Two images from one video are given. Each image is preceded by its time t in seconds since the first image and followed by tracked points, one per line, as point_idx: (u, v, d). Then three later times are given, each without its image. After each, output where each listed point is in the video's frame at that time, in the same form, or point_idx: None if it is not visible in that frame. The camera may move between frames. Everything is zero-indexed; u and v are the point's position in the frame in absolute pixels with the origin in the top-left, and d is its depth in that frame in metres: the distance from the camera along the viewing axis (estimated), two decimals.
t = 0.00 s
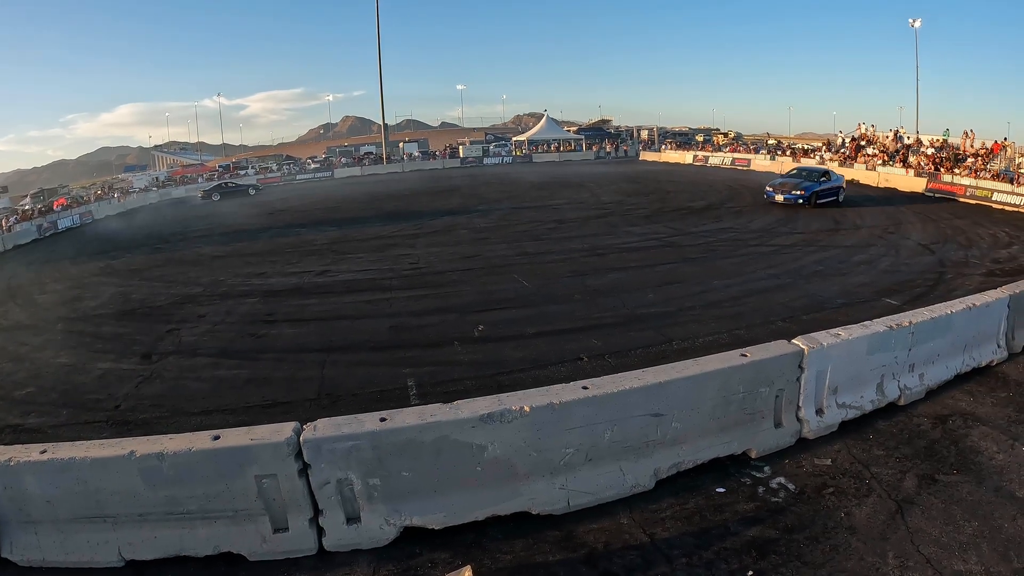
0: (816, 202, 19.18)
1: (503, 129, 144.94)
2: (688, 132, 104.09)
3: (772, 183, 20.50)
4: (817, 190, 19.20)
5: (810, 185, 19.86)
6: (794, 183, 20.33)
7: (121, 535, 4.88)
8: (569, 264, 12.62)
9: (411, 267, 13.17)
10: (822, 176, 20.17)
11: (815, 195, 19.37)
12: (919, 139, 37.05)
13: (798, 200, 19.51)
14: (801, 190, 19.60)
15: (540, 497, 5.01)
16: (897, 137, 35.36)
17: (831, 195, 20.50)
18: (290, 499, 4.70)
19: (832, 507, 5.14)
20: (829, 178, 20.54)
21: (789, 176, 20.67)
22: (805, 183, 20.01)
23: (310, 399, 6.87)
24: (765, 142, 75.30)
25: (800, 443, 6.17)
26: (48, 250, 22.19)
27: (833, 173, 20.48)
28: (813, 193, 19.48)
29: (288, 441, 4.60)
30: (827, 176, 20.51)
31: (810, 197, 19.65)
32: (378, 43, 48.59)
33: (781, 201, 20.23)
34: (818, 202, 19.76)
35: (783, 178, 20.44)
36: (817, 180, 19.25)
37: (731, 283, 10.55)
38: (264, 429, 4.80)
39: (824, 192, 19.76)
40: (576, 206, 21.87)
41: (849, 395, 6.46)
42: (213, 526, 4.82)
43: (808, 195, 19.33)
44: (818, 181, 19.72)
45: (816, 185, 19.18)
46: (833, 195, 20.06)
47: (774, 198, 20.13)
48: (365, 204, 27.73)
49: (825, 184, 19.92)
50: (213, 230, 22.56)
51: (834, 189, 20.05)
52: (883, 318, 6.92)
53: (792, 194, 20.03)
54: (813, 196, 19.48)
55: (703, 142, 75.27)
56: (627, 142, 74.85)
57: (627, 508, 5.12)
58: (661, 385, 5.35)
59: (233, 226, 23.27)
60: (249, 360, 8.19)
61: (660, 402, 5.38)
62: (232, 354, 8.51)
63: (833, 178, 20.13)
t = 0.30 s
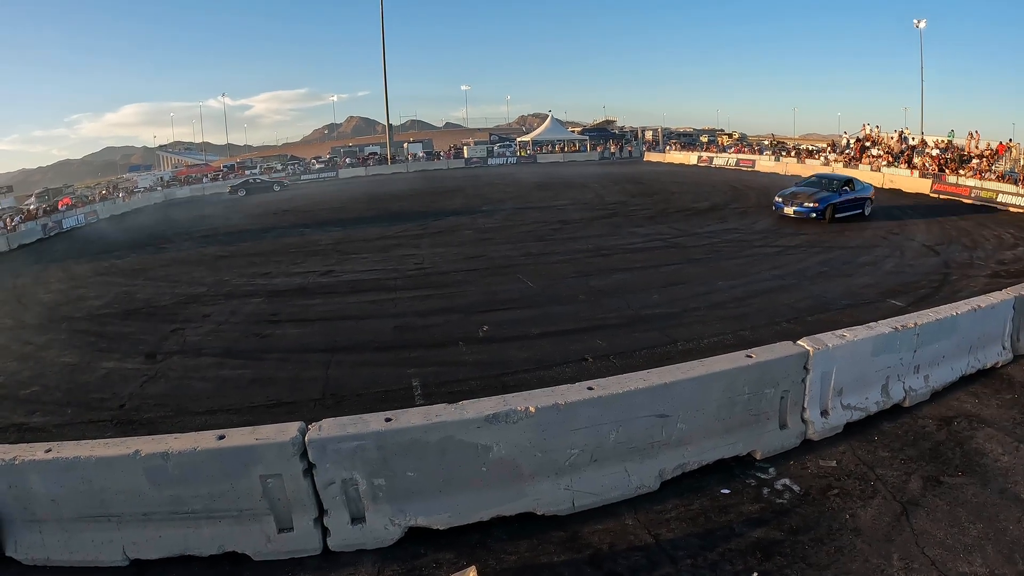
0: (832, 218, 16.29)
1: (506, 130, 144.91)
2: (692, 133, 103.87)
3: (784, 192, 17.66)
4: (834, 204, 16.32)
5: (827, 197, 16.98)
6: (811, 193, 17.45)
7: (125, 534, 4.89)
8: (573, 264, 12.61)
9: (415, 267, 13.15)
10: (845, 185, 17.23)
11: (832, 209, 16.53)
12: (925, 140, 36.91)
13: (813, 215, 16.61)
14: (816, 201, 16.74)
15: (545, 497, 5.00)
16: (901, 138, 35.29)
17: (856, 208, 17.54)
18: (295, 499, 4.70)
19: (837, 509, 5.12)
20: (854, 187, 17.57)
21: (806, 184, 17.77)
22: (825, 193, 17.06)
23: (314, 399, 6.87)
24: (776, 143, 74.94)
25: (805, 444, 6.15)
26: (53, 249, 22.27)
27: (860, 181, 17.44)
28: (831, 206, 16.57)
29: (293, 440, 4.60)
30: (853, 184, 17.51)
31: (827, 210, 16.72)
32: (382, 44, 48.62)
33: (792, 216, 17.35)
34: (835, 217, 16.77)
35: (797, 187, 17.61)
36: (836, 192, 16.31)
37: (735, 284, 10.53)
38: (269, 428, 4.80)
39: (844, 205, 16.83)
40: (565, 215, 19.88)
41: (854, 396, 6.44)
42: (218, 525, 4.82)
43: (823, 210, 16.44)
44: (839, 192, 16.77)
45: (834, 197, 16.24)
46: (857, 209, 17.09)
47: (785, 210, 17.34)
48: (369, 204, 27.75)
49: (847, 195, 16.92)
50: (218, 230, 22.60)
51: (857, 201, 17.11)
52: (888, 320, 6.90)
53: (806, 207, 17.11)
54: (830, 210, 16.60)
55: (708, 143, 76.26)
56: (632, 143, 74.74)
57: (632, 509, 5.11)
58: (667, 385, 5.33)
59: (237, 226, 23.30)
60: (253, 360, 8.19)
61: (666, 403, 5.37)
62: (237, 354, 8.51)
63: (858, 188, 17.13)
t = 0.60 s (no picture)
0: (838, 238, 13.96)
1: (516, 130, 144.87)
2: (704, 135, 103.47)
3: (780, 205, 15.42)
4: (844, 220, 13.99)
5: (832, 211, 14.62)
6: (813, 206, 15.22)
7: (138, 530, 4.93)
8: (585, 265, 12.59)
9: (428, 267, 13.18)
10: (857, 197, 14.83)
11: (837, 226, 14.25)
12: (940, 142, 36.58)
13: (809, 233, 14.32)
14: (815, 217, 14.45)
15: (557, 497, 5.00)
16: (916, 140, 35.02)
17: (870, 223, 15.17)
18: (308, 496, 4.72)
19: (850, 512, 5.09)
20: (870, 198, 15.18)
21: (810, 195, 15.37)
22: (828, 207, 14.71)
23: (327, 398, 6.89)
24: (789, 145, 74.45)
25: (817, 447, 6.12)
26: (68, 246, 22.49)
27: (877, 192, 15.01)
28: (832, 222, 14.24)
29: (307, 438, 4.62)
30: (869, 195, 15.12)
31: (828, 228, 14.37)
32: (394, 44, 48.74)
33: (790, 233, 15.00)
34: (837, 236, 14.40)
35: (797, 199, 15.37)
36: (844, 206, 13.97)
37: (748, 286, 10.49)
38: (282, 426, 4.82)
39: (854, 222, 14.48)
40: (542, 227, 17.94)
41: (867, 399, 6.40)
42: (230, 522, 4.85)
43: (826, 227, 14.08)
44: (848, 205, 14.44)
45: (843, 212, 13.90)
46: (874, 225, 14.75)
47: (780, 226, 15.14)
48: (381, 203, 27.83)
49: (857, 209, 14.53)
50: (232, 228, 22.74)
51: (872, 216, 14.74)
52: (901, 323, 6.85)
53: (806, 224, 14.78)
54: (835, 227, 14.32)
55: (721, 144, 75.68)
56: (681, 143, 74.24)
57: (644, 510, 5.11)
58: (680, 387, 5.32)
59: (250, 225, 23.44)
60: (266, 358, 8.23)
61: (679, 405, 5.35)
62: (250, 352, 8.56)
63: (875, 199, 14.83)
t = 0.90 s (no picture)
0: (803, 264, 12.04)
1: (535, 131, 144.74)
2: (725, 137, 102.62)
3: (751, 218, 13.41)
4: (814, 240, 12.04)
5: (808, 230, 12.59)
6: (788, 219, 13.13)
7: (164, 521, 5.02)
8: (609, 266, 12.57)
9: (453, 266, 13.21)
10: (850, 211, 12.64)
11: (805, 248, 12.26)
12: (971, 146, 35.91)
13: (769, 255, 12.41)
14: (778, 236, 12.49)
15: (580, 497, 5.01)
16: (944, 143, 34.45)
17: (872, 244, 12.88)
18: (334, 491, 4.76)
19: (873, 519, 5.04)
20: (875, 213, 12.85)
21: (799, 206, 13.48)
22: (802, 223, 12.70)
23: (353, 394, 6.94)
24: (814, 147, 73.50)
25: (842, 452, 6.05)
26: (97, 242, 22.93)
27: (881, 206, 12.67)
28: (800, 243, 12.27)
29: (333, 434, 4.66)
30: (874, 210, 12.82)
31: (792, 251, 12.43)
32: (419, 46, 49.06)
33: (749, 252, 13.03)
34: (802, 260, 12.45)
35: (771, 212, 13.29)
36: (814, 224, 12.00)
37: (773, 289, 10.40)
38: (310, 421, 4.86)
39: (836, 242, 12.45)
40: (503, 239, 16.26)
41: (893, 405, 6.32)
42: (256, 515, 4.91)
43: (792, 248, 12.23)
44: (829, 220, 12.44)
45: (812, 229, 12.00)
46: (870, 246, 12.51)
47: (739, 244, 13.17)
48: (404, 203, 27.98)
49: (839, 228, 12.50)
50: (258, 226, 23.01)
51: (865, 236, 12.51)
52: (928, 328, 6.75)
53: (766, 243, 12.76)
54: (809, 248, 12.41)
55: (745, 146, 74.97)
56: (702, 145, 73.81)
57: (667, 512, 5.10)
58: (706, 389, 5.29)
59: (275, 223, 23.70)
60: (292, 354, 8.31)
61: (704, 407, 5.33)
62: (276, 347, 8.65)
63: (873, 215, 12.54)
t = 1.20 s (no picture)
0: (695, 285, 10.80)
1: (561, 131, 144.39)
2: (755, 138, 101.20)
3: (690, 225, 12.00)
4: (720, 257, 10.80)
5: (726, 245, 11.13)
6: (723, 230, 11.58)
7: (199, 511, 5.12)
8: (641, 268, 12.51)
9: (486, 265, 13.24)
10: (797, 226, 10.99)
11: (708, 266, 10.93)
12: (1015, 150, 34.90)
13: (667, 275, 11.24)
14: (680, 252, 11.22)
15: (612, 498, 5.00)
16: (987, 147, 33.57)
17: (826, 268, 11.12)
18: (367, 486, 4.81)
19: (906, 528, 4.95)
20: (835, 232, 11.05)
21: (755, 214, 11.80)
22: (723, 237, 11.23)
23: (387, 390, 7.00)
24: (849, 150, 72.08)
25: (876, 460, 5.96)
26: (137, 235, 23.50)
27: (843, 225, 10.82)
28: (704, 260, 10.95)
29: (369, 429, 4.70)
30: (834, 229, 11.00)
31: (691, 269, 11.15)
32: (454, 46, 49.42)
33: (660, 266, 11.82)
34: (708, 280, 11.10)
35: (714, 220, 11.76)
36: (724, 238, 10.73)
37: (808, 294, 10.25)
38: (345, 416, 4.92)
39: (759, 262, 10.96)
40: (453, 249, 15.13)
41: (928, 414, 6.20)
42: (289, 507, 4.97)
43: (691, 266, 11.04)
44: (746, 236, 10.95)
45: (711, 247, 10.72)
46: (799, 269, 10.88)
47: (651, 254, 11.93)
48: (438, 201, 28.13)
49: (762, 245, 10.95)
50: (292, 222, 23.31)
51: (804, 259, 10.89)
52: (966, 336, 6.61)
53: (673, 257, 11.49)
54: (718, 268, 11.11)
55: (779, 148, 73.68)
56: (734, 146, 72.83)
57: (698, 515, 5.06)
58: (741, 393, 5.24)
59: (309, 219, 24.02)
60: (326, 349, 8.41)
61: (739, 410, 5.28)
62: (311, 342, 8.77)
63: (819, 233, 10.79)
